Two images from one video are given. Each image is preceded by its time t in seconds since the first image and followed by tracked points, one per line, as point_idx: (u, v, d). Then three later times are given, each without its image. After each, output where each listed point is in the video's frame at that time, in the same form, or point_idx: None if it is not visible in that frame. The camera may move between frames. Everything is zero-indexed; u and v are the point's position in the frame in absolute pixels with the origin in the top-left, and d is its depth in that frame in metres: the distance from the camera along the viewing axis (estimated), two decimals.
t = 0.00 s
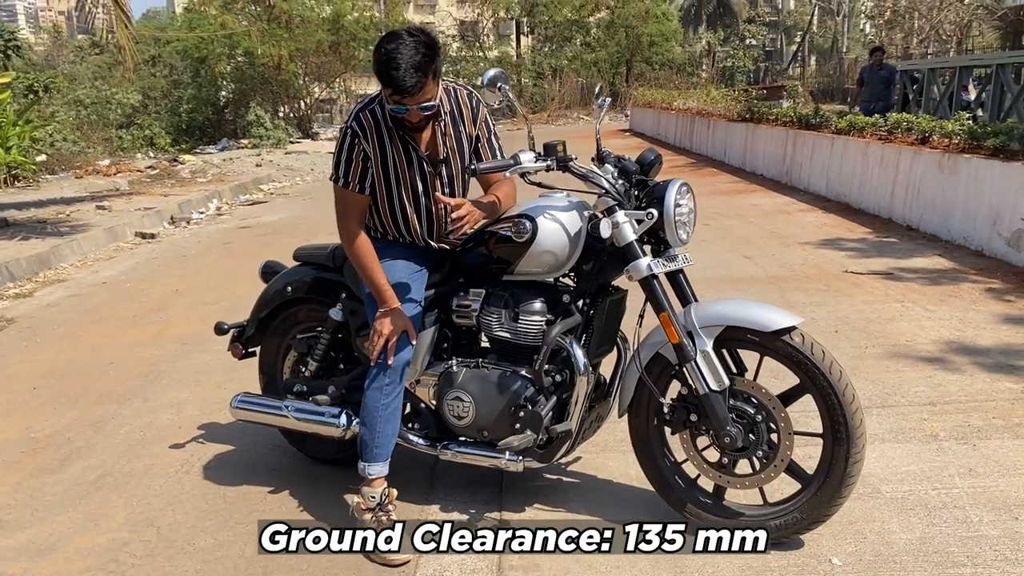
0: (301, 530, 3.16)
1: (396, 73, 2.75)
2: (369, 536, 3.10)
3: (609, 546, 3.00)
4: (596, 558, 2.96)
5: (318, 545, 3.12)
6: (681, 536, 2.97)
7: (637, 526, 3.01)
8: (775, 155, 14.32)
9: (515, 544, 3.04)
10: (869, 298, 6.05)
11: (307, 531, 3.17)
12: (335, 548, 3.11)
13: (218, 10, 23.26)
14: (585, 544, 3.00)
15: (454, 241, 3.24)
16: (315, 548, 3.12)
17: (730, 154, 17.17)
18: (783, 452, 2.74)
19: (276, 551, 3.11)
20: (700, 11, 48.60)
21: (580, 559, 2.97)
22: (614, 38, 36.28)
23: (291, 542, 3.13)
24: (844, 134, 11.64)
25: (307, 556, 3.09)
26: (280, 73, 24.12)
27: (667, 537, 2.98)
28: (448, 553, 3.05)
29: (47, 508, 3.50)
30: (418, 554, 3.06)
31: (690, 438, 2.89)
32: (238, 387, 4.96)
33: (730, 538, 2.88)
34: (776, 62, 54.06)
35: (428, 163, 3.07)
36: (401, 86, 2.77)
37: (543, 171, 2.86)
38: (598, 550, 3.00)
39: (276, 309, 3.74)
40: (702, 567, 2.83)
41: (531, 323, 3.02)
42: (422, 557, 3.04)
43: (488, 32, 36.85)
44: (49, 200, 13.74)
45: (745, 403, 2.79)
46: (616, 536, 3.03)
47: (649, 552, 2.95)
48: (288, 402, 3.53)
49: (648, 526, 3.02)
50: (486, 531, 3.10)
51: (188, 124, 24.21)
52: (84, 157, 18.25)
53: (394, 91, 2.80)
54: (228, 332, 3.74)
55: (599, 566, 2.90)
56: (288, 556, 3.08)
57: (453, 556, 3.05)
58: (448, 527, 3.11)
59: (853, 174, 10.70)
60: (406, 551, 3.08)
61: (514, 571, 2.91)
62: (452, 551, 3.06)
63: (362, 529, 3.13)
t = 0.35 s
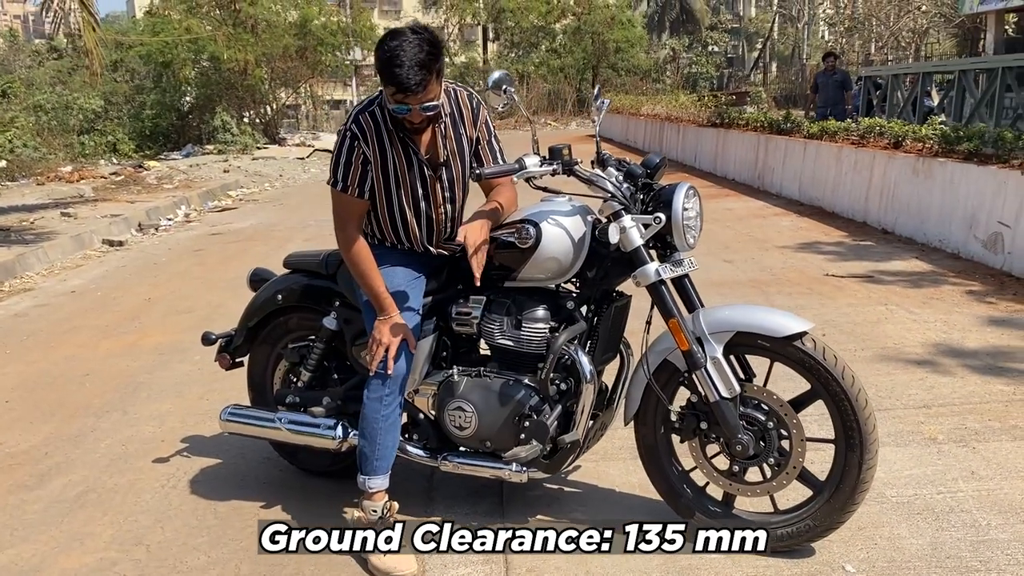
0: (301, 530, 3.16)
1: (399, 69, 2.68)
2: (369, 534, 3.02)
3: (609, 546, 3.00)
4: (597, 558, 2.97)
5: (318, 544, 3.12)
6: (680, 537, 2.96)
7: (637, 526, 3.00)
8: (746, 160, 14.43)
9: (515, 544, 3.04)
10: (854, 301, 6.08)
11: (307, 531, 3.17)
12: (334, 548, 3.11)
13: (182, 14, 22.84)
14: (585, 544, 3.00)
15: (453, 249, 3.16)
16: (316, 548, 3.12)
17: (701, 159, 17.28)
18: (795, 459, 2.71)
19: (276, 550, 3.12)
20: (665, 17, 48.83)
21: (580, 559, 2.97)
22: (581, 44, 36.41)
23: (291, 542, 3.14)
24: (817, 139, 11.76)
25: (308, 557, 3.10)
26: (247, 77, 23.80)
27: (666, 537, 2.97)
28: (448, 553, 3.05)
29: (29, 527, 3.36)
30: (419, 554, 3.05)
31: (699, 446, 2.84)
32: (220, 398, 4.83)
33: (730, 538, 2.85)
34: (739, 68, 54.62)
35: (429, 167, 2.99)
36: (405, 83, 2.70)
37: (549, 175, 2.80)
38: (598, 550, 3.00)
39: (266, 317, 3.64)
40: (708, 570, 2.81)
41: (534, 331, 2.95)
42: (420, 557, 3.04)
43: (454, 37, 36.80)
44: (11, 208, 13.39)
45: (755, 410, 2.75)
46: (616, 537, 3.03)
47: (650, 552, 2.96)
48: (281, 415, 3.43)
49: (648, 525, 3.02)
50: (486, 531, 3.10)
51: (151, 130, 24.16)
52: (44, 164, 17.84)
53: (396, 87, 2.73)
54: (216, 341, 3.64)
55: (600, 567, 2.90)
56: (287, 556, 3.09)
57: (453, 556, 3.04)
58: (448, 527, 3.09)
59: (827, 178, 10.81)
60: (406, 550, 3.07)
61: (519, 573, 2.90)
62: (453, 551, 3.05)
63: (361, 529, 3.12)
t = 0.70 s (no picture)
0: (301, 530, 3.16)
1: (402, 62, 2.64)
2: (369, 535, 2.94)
3: (609, 546, 3.02)
4: (598, 558, 2.99)
5: (318, 544, 3.13)
6: (680, 536, 2.96)
7: (637, 526, 3.02)
8: (720, 165, 14.55)
9: (515, 544, 3.03)
10: (838, 305, 6.14)
11: (307, 531, 3.17)
12: (334, 547, 3.11)
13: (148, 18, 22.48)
14: (585, 544, 3.01)
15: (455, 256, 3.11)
16: (315, 548, 3.13)
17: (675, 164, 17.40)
18: (805, 466, 2.70)
19: (276, 549, 3.13)
20: (632, 23, 49.10)
21: (581, 559, 2.99)
22: (551, 50, 36.55)
23: (291, 542, 3.14)
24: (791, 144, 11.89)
25: (308, 557, 3.12)
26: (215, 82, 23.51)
27: (666, 537, 2.97)
28: (449, 553, 3.04)
29: (14, 547, 3.25)
30: (420, 554, 3.05)
31: (708, 454, 2.83)
32: (206, 409, 4.73)
33: (729, 538, 2.85)
34: (706, 73, 55.16)
35: (433, 172, 2.94)
36: (407, 77, 2.66)
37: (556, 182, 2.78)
38: (598, 550, 3.02)
39: (260, 326, 3.56)
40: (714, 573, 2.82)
41: (539, 339, 2.92)
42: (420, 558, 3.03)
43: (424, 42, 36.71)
44: None
45: (764, 416, 2.75)
46: (616, 537, 3.05)
47: (650, 552, 2.98)
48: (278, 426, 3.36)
49: (648, 525, 3.03)
50: (485, 531, 3.09)
51: (116, 135, 23.86)
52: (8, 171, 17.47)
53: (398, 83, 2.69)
54: (209, 352, 3.56)
55: (600, 567, 2.92)
56: (287, 557, 3.11)
57: (453, 557, 3.04)
58: (448, 527, 3.08)
59: (802, 183, 10.92)
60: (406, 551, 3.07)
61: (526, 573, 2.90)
62: (452, 552, 3.04)
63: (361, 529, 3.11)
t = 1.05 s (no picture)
0: (301, 530, 3.17)
1: (416, 22, 2.73)
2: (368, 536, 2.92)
3: (609, 546, 3.05)
4: (598, 558, 3.01)
5: (318, 544, 3.14)
6: (680, 536, 2.99)
7: (637, 526, 3.04)
8: (696, 171, 14.70)
9: (515, 544, 3.04)
10: (822, 308, 6.22)
11: (307, 531, 3.18)
12: (334, 548, 3.11)
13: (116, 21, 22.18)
14: (585, 544, 3.03)
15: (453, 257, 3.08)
16: (315, 548, 3.14)
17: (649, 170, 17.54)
18: (812, 465, 2.74)
19: (277, 550, 3.15)
20: (600, 29, 49.41)
21: (583, 559, 3.01)
22: (521, 56, 36.75)
23: (291, 542, 3.16)
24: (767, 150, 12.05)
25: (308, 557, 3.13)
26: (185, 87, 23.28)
27: (667, 537, 3.00)
28: (449, 553, 3.05)
29: (10, 557, 3.19)
30: (421, 555, 3.05)
31: (715, 455, 2.86)
32: (196, 417, 4.68)
33: (730, 538, 2.89)
34: (673, 80, 55.74)
35: (446, 164, 2.93)
36: (418, 34, 2.73)
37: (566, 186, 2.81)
38: (598, 550, 3.04)
39: (259, 332, 3.53)
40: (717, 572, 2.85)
41: (547, 342, 2.93)
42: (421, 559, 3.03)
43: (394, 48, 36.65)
44: None
45: (771, 417, 2.78)
46: (616, 537, 3.07)
47: (650, 552, 3.00)
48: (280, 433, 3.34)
49: (648, 525, 3.05)
50: (486, 530, 3.10)
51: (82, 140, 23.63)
52: None
53: (412, 46, 2.76)
54: (206, 359, 3.52)
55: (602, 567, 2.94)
56: (289, 557, 3.12)
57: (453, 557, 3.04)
58: (448, 527, 3.08)
59: (778, 188, 11.07)
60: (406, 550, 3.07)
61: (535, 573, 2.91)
62: (453, 551, 3.05)
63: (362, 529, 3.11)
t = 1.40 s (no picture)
0: (301, 530, 3.19)
1: (426, 19, 2.79)
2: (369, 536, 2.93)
3: (609, 546, 3.08)
4: (598, 557, 3.05)
5: (318, 545, 3.15)
6: (680, 536, 3.03)
7: (637, 526, 3.08)
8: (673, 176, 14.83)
9: (515, 544, 3.07)
10: (804, 310, 6.32)
11: (307, 531, 3.19)
12: (334, 548, 3.13)
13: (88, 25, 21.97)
14: (585, 544, 3.07)
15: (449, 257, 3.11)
16: (315, 548, 3.15)
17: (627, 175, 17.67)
18: (807, 462, 2.79)
19: (276, 550, 3.16)
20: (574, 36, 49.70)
21: (583, 559, 3.04)
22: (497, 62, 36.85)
23: (291, 542, 3.17)
24: (744, 155, 12.20)
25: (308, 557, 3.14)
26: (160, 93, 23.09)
27: (666, 537, 3.04)
28: (449, 553, 3.07)
29: (3, 563, 3.16)
30: (421, 555, 3.06)
31: (711, 453, 2.91)
32: (185, 421, 4.65)
33: (728, 538, 2.93)
34: (646, 86, 56.26)
35: (446, 162, 2.97)
36: (429, 31, 2.80)
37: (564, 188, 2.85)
38: (598, 549, 3.08)
39: (253, 335, 3.53)
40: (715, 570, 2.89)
41: (545, 344, 2.95)
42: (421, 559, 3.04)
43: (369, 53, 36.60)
44: None
45: (767, 415, 2.83)
46: (616, 537, 3.11)
47: (649, 552, 3.04)
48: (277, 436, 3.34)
49: (648, 525, 3.10)
50: (485, 531, 3.13)
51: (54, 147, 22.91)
52: None
53: (422, 41, 2.82)
54: (200, 362, 3.51)
55: (602, 565, 2.98)
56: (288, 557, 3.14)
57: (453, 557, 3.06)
58: (448, 527, 3.11)
59: (756, 193, 11.21)
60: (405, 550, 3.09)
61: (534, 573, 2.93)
62: (452, 551, 3.07)
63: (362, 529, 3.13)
